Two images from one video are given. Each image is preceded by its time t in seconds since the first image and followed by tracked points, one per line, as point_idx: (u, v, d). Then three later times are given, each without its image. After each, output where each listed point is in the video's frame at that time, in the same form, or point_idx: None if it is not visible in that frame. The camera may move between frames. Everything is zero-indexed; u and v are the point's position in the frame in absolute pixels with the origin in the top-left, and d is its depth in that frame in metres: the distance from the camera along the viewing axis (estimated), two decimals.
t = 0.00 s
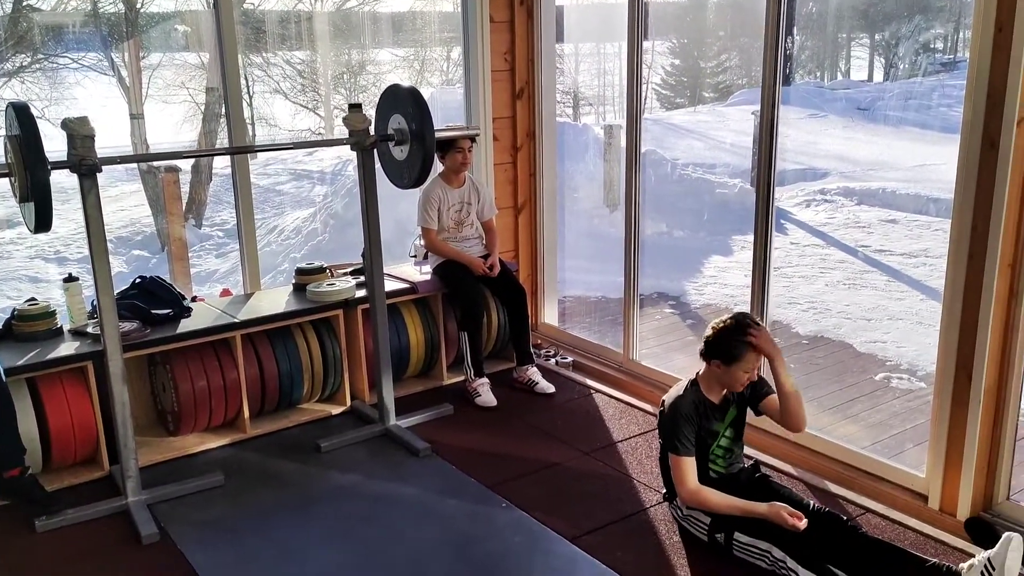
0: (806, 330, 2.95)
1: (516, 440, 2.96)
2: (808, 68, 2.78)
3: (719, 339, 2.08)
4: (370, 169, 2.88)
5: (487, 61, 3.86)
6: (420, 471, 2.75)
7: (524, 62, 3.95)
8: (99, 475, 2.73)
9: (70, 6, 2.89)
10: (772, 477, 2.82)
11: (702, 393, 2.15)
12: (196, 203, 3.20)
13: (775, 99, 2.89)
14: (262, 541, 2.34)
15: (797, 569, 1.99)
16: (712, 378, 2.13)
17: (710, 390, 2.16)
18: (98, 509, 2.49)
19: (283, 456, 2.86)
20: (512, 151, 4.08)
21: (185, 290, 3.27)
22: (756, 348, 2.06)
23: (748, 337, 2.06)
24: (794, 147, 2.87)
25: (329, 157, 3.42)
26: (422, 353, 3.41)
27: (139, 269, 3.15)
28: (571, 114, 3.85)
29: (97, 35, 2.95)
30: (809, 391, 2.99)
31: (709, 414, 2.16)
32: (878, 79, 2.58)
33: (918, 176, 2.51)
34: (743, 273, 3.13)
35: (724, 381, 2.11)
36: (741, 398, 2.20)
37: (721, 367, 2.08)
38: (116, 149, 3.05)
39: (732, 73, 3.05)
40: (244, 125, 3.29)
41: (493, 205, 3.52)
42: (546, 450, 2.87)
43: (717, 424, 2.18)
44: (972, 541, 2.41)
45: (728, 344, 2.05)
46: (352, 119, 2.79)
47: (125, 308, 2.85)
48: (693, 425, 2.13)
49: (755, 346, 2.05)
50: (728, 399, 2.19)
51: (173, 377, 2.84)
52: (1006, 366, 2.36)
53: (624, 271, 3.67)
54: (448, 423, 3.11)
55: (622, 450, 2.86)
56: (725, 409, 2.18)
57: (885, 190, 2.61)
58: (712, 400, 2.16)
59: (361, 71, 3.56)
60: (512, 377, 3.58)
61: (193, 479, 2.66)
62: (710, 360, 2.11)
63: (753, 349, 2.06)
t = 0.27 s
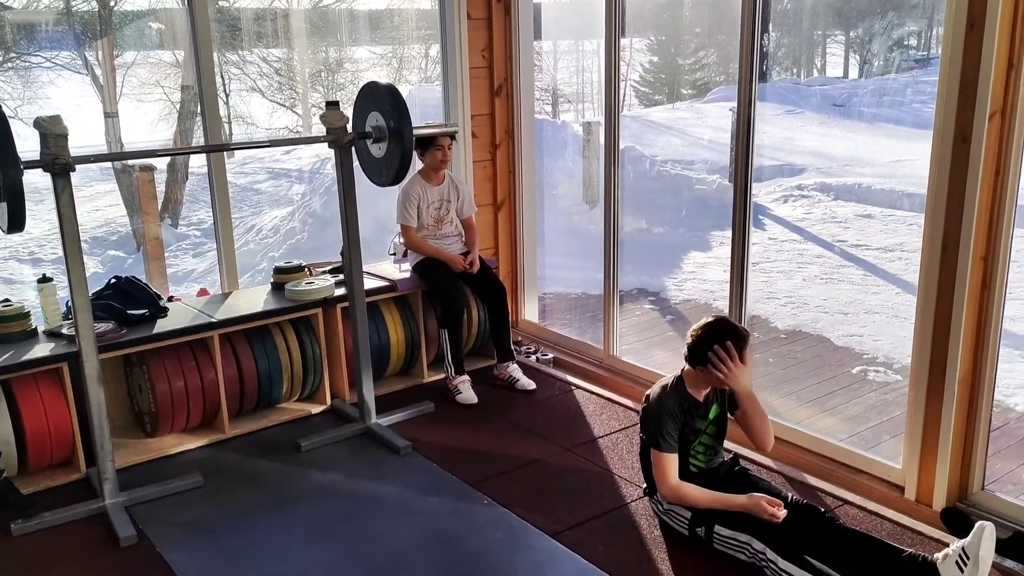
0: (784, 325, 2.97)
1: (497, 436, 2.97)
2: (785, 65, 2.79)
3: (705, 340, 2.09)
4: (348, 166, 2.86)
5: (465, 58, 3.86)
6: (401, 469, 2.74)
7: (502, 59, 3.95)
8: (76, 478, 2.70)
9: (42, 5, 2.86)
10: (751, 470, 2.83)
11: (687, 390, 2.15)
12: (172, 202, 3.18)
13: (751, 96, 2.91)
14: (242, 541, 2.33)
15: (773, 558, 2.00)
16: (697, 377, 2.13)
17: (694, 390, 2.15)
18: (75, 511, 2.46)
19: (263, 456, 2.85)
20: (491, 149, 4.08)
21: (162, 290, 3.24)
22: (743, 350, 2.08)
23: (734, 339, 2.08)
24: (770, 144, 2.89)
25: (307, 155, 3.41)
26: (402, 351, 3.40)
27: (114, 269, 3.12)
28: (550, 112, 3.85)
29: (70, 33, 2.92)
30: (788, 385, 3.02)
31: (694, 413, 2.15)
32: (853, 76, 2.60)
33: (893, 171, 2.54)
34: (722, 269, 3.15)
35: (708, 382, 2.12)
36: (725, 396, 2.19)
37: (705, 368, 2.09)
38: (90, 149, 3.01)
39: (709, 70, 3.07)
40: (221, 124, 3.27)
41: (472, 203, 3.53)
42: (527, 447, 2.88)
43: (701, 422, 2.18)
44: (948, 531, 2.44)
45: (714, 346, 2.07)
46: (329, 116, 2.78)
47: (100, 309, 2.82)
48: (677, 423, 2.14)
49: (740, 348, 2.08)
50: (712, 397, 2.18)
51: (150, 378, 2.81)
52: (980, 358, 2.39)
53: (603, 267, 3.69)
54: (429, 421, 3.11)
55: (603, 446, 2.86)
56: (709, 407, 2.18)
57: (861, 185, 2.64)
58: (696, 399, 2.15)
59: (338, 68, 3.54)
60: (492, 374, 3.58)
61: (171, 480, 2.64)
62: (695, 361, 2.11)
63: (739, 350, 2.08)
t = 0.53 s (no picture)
0: (766, 320, 2.99)
1: (481, 434, 2.98)
2: (765, 61, 2.81)
3: (696, 341, 2.07)
4: (328, 166, 2.86)
5: (445, 56, 3.86)
6: (386, 468, 2.74)
7: (482, 57, 3.96)
8: (56, 481, 2.68)
9: (17, 4, 2.83)
10: (733, 464, 2.84)
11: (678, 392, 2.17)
12: (152, 202, 3.16)
13: (731, 93, 2.92)
14: (226, 543, 2.32)
15: (755, 548, 2.00)
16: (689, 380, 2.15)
17: (685, 390, 2.18)
18: (55, 514, 2.44)
19: (246, 457, 2.84)
20: (473, 146, 4.09)
21: (141, 291, 3.22)
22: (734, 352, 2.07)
23: (726, 340, 2.06)
24: (751, 140, 2.91)
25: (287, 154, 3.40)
26: (384, 349, 3.39)
27: (93, 270, 3.09)
28: (531, 110, 3.85)
29: (46, 33, 2.90)
30: (770, 379, 3.04)
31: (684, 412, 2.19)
32: (832, 72, 2.61)
33: (872, 166, 2.56)
34: (703, 265, 3.17)
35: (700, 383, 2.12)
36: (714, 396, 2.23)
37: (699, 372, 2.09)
38: (68, 149, 2.99)
39: (690, 67, 3.08)
40: (200, 124, 3.25)
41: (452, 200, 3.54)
42: (511, 444, 2.89)
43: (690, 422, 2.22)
44: (928, 522, 2.46)
45: (704, 348, 2.06)
46: (309, 115, 2.77)
47: (79, 310, 2.80)
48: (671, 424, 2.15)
49: (731, 349, 2.06)
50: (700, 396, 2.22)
51: (131, 379, 2.80)
52: (958, 351, 2.42)
53: (585, 264, 3.70)
54: (413, 420, 3.11)
55: (587, 442, 2.88)
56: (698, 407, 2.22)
57: (841, 181, 2.65)
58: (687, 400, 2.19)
59: (318, 67, 3.53)
60: (476, 372, 3.60)
61: (152, 482, 2.62)
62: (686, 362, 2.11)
63: (730, 351, 2.07)
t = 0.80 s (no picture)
0: (747, 315, 3.01)
1: (465, 431, 2.99)
2: (744, 57, 2.82)
3: (696, 345, 2.05)
4: (308, 163, 2.85)
5: (424, 54, 3.86)
6: (370, 467, 2.74)
7: (462, 54, 3.96)
8: (36, 483, 2.65)
9: None
10: (716, 458, 2.86)
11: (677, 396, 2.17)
12: (131, 202, 3.14)
13: (710, 89, 2.94)
14: (210, 544, 2.31)
15: (746, 547, 2.03)
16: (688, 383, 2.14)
17: (683, 393, 2.17)
18: (35, 517, 2.42)
19: (229, 459, 2.82)
20: (454, 144, 4.09)
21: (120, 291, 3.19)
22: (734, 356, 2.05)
23: (728, 345, 2.04)
24: (730, 136, 2.92)
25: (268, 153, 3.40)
26: (367, 348, 3.44)
27: (72, 271, 3.07)
28: (513, 107, 3.86)
29: (21, 32, 2.87)
30: (752, 374, 3.07)
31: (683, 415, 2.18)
32: (811, 68, 2.63)
33: (851, 161, 2.58)
34: (685, 261, 3.18)
35: (699, 387, 2.11)
36: (714, 399, 2.22)
37: (698, 377, 2.08)
38: (45, 149, 2.96)
39: (669, 64, 3.09)
40: (179, 123, 3.23)
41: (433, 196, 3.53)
42: (495, 440, 2.91)
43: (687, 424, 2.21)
44: (909, 513, 2.49)
45: (704, 352, 2.04)
46: (290, 112, 2.75)
47: (57, 311, 2.78)
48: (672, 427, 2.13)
49: (732, 352, 2.05)
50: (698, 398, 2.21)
51: (111, 380, 2.78)
52: (936, 342, 2.45)
53: (567, 261, 3.72)
54: (399, 419, 3.12)
55: (570, 439, 2.89)
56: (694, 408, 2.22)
57: (820, 176, 2.67)
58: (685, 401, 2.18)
59: (298, 65, 3.52)
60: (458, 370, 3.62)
61: (133, 484, 2.61)
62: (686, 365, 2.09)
63: (730, 355, 2.05)
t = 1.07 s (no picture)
0: (729, 308, 3.03)
1: (449, 428, 3.02)
2: (725, 53, 2.83)
3: (696, 346, 2.05)
4: (288, 159, 2.86)
5: (405, 49, 3.85)
6: (354, 464, 2.76)
7: (443, 49, 3.96)
8: (16, 485, 2.63)
9: None
10: (700, 452, 2.88)
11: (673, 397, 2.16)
12: (110, 201, 3.12)
13: (690, 84, 2.95)
14: (194, 543, 2.31)
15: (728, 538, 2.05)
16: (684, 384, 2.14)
17: (678, 393, 2.17)
18: (15, 519, 2.40)
19: (211, 459, 2.82)
20: (435, 140, 4.09)
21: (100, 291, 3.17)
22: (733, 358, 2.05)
23: (727, 346, 2.05)
24: (711, 130, 2.94)
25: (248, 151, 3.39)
26: (350, 346, 3.48)
27: (51, 271, 3.05)
28: (495, 104, 3.86)
29: None
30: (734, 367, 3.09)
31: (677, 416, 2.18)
32: (791, 63, 2.64)
33: (832, 155, 2.59)
34: (668, 256, 3.19)
35: (695, 388, 2.11)
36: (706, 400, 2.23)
37: (696, 378, 2.08)
38: (22, 148, 2.93)
39: (651, 59, 3.10)
40: (157, 121, 3.21)
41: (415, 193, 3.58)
42: (478, 437, 2.94)
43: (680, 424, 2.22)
44: (890, 504, 2.52)
45: (703, 352, 2.04)
46: (269, 109, 2.77)
47: (36, 310, 2.76)
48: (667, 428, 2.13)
49: (730, 354, 2.05)
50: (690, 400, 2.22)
51: (91, 381, 2.77)
52: (915, 335, 2.47)
53: (550, 257, 3.74)
54: (384, 418, 3.14)
55: (554, 435, 2.92)
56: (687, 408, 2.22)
57: (801, 170, 2.69)
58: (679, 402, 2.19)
59: (278, 62, 3.51)
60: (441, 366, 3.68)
61: (114, 484, 2.59)
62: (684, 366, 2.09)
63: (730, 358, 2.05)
